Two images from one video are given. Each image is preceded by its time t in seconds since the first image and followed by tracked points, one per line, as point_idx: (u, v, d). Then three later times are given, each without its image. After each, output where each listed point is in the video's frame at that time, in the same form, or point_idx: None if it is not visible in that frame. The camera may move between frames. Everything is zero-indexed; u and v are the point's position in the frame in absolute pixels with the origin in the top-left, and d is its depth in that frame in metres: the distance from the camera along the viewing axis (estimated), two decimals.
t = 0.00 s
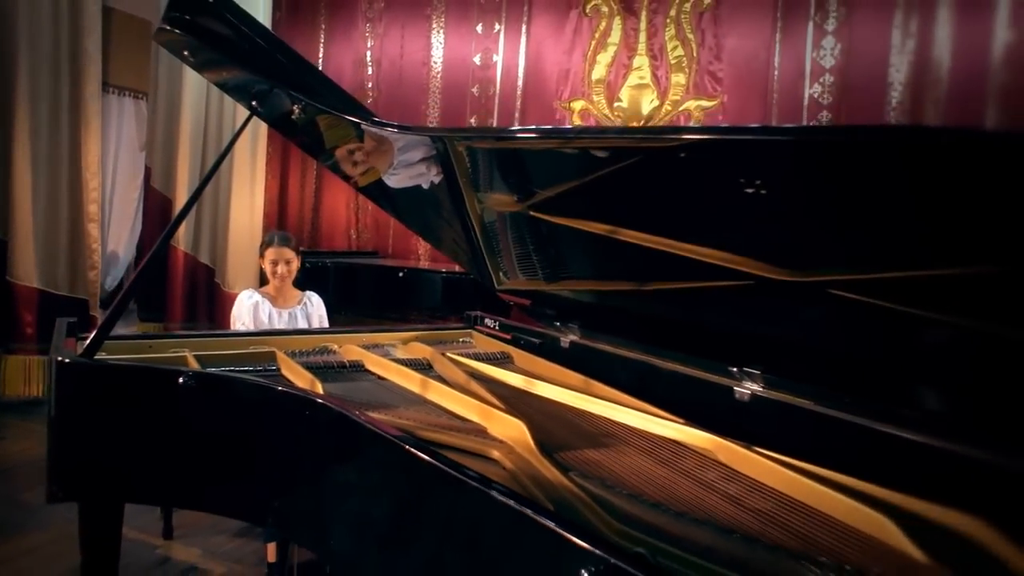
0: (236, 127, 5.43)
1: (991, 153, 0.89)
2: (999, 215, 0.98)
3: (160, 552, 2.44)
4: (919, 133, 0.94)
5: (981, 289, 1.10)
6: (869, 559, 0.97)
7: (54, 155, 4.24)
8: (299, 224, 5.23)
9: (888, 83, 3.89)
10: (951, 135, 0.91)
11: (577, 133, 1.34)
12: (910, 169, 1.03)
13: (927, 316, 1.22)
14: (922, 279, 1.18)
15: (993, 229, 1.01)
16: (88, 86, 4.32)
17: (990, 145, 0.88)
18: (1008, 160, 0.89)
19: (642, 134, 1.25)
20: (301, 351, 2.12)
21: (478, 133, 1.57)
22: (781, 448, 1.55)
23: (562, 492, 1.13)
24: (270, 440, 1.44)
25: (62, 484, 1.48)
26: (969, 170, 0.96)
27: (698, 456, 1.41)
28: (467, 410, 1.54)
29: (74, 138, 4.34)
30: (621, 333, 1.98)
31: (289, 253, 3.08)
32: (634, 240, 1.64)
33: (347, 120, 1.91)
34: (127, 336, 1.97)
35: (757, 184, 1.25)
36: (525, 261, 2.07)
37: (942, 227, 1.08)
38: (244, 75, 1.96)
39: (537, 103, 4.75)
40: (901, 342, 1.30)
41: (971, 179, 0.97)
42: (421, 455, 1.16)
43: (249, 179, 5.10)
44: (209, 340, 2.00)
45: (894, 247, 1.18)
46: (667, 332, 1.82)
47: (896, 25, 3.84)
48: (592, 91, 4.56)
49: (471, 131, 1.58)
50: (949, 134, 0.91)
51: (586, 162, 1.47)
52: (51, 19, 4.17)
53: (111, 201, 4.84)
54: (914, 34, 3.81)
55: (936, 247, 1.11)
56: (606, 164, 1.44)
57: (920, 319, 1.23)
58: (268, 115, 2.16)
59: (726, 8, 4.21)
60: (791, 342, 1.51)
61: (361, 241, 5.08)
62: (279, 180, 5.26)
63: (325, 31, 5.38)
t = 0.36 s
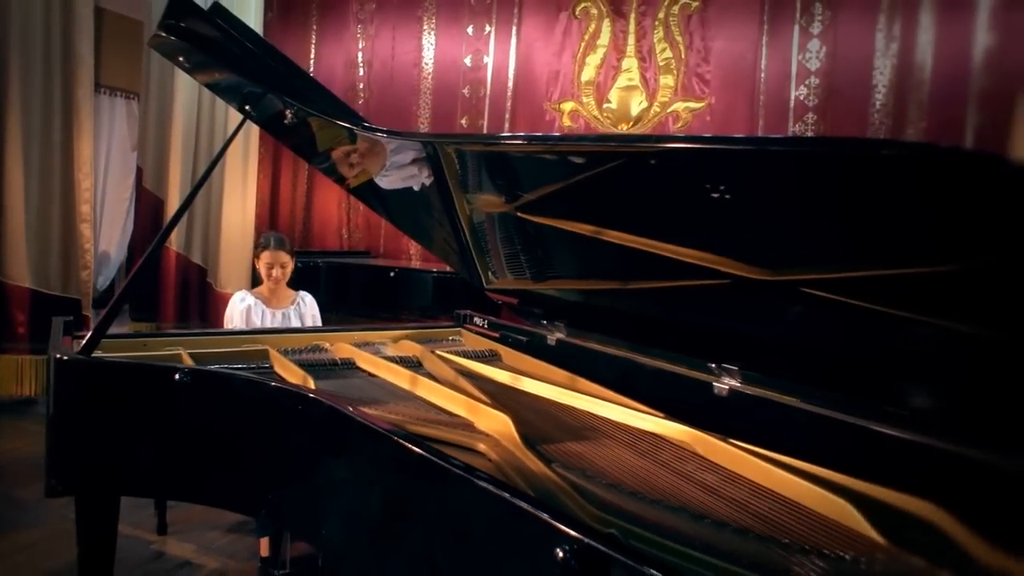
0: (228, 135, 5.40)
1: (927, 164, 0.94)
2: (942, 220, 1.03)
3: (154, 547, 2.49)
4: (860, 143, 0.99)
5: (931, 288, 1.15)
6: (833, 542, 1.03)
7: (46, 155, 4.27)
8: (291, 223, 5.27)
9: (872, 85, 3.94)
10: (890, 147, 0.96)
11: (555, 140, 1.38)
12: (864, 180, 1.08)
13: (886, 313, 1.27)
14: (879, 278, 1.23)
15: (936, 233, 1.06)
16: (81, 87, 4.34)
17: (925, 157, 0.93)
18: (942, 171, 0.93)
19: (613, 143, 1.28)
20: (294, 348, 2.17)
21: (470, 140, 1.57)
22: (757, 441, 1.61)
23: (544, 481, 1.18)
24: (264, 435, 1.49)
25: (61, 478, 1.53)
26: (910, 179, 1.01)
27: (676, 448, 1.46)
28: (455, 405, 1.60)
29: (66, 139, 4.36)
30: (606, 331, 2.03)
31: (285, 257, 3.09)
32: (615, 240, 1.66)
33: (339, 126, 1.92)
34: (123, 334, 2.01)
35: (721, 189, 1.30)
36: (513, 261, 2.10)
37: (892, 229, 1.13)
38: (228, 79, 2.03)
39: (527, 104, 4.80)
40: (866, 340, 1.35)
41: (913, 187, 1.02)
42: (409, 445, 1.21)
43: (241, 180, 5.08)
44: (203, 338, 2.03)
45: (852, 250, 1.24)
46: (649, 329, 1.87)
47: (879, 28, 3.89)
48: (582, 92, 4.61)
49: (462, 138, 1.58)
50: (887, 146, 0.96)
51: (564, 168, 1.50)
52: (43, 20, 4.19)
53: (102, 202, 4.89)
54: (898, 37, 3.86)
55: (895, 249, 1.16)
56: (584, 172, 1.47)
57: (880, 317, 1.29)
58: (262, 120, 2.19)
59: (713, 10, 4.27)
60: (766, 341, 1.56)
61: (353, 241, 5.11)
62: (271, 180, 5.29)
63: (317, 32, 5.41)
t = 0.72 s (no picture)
0: (221, 141, 5.42)
1: (885, 171, 0.99)
2: (902, 224, 1.08)
3: (148, 543, 2.52)
4: (820, 153, 1.03)
5: (896, 286, 1.21)
6: (803, 528, 1.08)
7: (38, 156, 4.28)
8: (283, 223, 5.30)
9: (858, 87, 3.99)
10: (848, 157, 1.00)
11: (535, 144, 1.41)
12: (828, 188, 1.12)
13: (854, 310, 1.32)
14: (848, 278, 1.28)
15: (898, 235, 1.11)
16: (73, 88, 4.35)
17: (885, 165, 0.98)
18: (899, 180, 0.98)
19: (590, 148, 1.31)
20: (287, 346, 2.21)
21: (464, 144, 1.58)
22: (737, 434, 1.66)
23: (529, 472, 1.23)
24: (257, 430, 1.53)
25: (60, 473, 1.58)
26: (870, 186, 1.05)
27: (657, 440, 1.52)
28: (444, 401, 1.64)
29: (60, 139, 4.38)
30: (592, 329, 2.08)
31: (282, 260, 3.12)
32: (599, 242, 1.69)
33: (330, 129, 1.96)
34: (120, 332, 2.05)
35: (692, 194, 1.32)
36: (502, 261, 2.13)
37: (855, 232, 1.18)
38: (219, 80, 2.05)
39: (518, 104, 4.84)
40: (838, 338, 1.40)
41: (874, 193, 1.06)
42: (399, 437, 1.26)
43: (234, 179, 5.12)
44: (197, 337, 2.07)
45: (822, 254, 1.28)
46: (633, 327, 1.91)
47: (865, 31, 3.94)
48: (572, 93, 4.65)
49: (456, 143, 1.59)
50: (846, 156, 1.01)
51: (545, 172, 1.53)
52: (36, 21, 4.21)
53: (94, 201, 4.89)
54: (883, 40, 3.91)
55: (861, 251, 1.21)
56: (566, 176, 1.49)
57: (850, 314, 1.34)
58: (257, 123, 2.19)
59: (702, 13, 4.32)
60: (744, 339, 1.61)
61: (345, 241, 5.14)
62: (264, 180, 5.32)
63: (309, 32, 5.44)
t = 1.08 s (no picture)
0: (213, 146, 5.29)
1: (849, 180, 1.03)
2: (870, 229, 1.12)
3: (143, 540, 2.55)
4: (788, 161, 1.06)
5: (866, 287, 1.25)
6: (776, 516, 1.13)
7: (31, 155, 4.30)
8: (276, 223, 5.32)
9: (845, 89, 4.03)
10: (815, 165, 1.03)
11: (522, 148, 1.43)
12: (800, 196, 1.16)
13: (829, 309, 1.37)
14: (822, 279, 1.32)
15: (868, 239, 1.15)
16: (66, 87, 4.37)
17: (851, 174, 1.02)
18: (864, 188, 1.02)
19: (570, 154, 1.34)
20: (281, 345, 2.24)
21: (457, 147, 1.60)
22: (719, 429, 1.71)
23: (515, 464, 1.28)
24: (251, 425, 1.57)
25: (58, 467, 1.63)
26: (835, 193, 1.09)
27: (640, 435, 1.56)
28: (434, 397, 1.69)
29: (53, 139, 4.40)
30: (580, 327, 2.12)
31: (279, 261, 3.14)
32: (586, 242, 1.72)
33: (323, 133, 2.01)
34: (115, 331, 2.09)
35: (667, 197, 1.37)
36: (492, 260, 2.16)
37: (824, 236, 1.21)
38: (212, 82, 2.09)
39: (510, 105, 4.88)
40: (816, 334, 1.44)
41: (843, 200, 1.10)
42: (390, 430, 1.30)
43: (227, 172, 5.11)
44: (192, 336, 2.10)
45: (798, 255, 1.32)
46: (620, 325, 1.95)
47: (852, 34, 3.99)
48: (564, 94, 4.68)
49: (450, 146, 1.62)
50: (813, 164, 1.04)
51: (529, 176, 1.55)
52: (29, 21, 4.23)
53: (87, 199, 5.15)
54: (869, 42, 3.96)
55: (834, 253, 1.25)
56: (550, 179, 1.52)
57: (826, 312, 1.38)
58: (251, 125, 2.24)
59: (691, 15, 4.36)
60: (726, 335, 1.65)
61: (338, 241, 5.15)
62: (256, 180, 5.34)
63: (301, 33, 5.47)
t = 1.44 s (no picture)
0: (207, 151, 5.30)
1: (813, 189, 1.07)
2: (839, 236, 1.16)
3: (139, 536, 2.58)
4: (758, 166, 1.09)
5: (839, 289, 1.29)
6: (755, 506, 1.19)
7: (25, 157, 4.32)
8: (270, 223, 5.35)
9: (834, 91, 4.08)
10: (786, 170, 1.06)
11: (511, 151, 1.45)
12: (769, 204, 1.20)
13: (806, 306, 1.41)
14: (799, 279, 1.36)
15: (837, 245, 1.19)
16: (60, 88, 4.39)
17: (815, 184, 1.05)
18: (829, 197, 1.06)
19: (554, 158, 1.38)
20: (276, 343, 2.28)
21: (448, 152, 1.63)
22: (703, 424, 1.76)
23: (503, 456, 1.32)
24: (247, 422, 1.61)
25: (57, 464, 1.66)
26: (803, 205, 1.13)
27: (627, 430, 1.61)
28: (425, 393, 1.73)
29: (47, 139, 4.42)
30: (570, 325, 2.16)
31: (273, 262, 3.17)
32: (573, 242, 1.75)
33: (317, 136, 2.04)
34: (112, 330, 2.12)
35: (647, 199, 1.39)
36: (484, 260, 2.19)
37: (795, 240, 1.25)
38: (204, 83, 2.11)
39: (502, 106, 4.91)
40: (796, 332, 1.48)
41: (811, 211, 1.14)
42: (380, 423, 1.35)
43: (221, 171, 5.17)
44: (187, 334, 2.14)
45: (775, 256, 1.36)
46: (608, 323, 2.00)
47: (840, 36, 4.04)
48: (556, 95, 4.72)
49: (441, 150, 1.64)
50: (783, 170, 1.07)
51: (515, 179, 1.59)
52: (23, 24, 4.25)
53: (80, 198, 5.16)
54: (858, 44, 4.01)
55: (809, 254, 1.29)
56: (535, 182, 1.55)
57: (805, 310, 1.42)
58: (246, 127, 2.27)
59: (682, 17, 4.40)
60: (710, 334, 1.69)
61: (331, 241, 5.17)
62: (249, 180, 5.37)
63: (295, 34, 5.50)
